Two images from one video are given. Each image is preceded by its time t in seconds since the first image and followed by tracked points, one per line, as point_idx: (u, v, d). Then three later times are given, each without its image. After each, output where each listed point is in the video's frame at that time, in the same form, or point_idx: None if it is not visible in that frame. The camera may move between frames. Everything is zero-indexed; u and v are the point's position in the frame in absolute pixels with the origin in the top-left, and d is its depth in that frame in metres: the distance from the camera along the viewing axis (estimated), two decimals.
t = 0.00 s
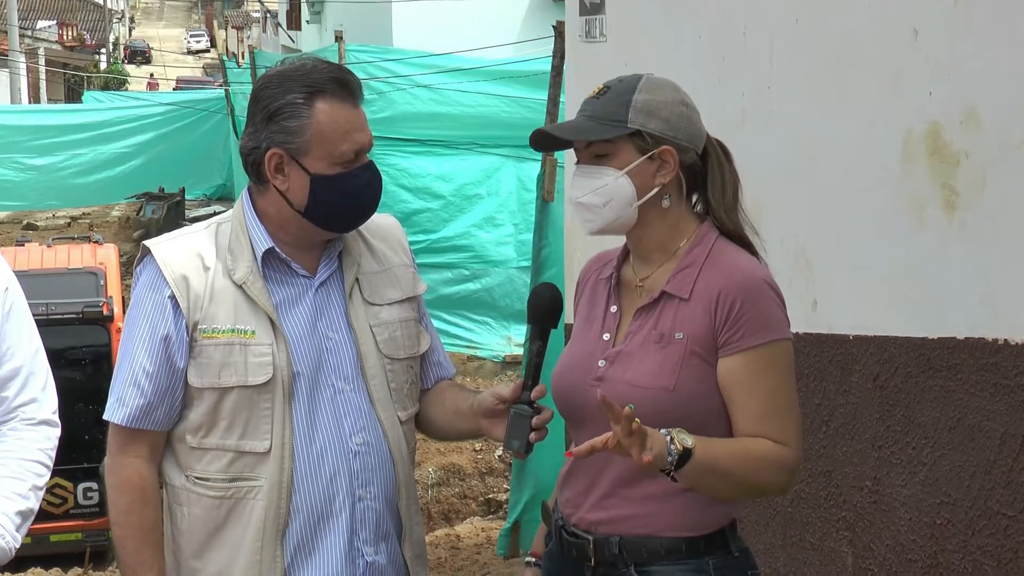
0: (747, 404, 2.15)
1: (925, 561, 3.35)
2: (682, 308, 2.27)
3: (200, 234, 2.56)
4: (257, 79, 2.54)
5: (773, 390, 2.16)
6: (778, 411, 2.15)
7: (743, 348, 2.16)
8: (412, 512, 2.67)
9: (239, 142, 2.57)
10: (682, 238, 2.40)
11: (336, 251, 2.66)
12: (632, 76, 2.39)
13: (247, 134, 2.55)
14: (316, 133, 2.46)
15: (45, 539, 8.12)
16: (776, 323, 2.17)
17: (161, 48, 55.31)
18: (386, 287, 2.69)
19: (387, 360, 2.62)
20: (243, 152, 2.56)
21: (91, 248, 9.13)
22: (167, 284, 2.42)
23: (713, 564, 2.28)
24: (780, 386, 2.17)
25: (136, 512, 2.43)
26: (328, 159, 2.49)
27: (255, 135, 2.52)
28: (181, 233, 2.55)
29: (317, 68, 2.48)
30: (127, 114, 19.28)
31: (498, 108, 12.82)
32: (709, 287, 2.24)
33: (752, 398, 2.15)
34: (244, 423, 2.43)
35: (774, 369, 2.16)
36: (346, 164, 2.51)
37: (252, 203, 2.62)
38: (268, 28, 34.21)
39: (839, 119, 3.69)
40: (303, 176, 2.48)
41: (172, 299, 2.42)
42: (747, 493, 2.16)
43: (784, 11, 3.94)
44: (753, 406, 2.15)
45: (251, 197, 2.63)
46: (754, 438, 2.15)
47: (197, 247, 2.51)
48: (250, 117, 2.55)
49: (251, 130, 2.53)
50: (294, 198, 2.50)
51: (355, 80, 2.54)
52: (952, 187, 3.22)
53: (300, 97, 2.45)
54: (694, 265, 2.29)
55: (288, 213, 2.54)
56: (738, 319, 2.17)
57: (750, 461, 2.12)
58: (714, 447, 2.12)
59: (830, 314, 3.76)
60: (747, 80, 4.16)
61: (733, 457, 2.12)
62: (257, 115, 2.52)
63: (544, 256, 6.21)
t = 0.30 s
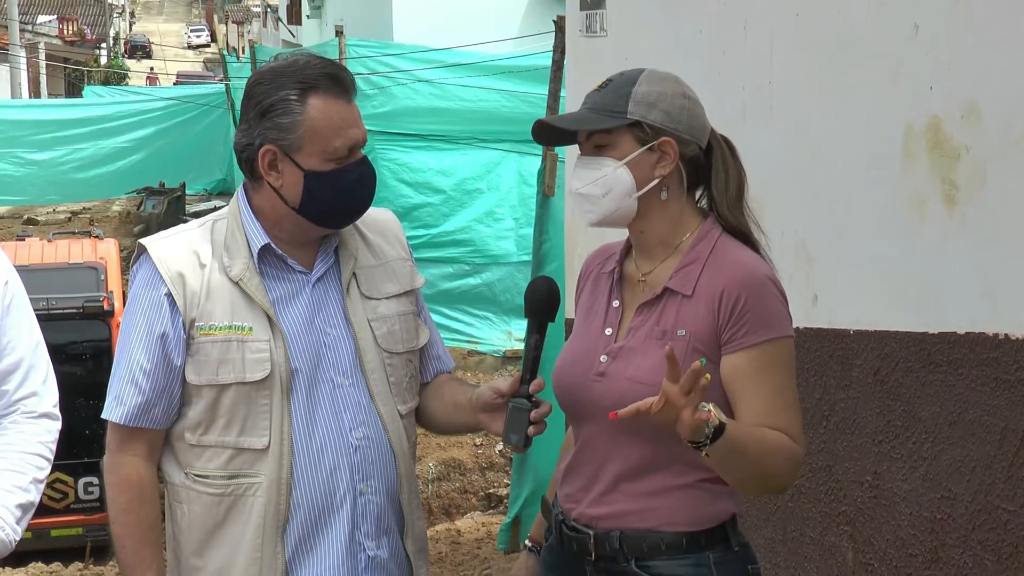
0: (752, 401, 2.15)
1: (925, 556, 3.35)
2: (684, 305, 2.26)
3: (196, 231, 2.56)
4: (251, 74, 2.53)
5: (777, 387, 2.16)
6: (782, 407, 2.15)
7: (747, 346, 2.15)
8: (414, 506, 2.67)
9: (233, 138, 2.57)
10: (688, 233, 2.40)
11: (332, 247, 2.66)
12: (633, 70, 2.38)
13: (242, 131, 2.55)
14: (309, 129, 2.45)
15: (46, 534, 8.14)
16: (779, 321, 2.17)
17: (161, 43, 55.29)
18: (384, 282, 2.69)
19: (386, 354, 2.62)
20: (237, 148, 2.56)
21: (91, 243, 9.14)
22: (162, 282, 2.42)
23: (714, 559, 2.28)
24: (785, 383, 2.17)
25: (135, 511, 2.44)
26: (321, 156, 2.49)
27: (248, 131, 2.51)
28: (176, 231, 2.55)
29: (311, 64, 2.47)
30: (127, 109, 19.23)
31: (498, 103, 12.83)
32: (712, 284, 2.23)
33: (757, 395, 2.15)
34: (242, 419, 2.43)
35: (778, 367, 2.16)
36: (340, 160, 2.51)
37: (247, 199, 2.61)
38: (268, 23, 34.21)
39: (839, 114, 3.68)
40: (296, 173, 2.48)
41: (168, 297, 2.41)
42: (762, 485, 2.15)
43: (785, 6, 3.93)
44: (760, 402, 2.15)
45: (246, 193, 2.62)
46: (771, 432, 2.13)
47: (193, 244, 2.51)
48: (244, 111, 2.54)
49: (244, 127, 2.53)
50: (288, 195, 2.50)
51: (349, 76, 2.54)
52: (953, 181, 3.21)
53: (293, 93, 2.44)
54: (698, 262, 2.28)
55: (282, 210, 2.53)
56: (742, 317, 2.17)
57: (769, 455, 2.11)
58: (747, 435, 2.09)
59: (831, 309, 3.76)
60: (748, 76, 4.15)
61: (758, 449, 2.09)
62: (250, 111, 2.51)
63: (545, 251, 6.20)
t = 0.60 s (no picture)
0: (753, 404, 2.15)
1: (927, 555, 3.35)
2: (688, 306, 2.26)
3: (195, 229, 2.56)
4: (248, 75, 2.53)
5: (779, 389, 2.15)
6: (784, 410, 2.15)
7: (750, 348, 2.15)
8: (415, 504, 2.67)
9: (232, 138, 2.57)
10: (694, 232, 2.39)
11: (333, 245, 2.66)
12: (630, 73, 2.37)
13: (241, 130, 2.55)
14: (308, 128, 2.45)
15: (48, 532, 8.15)
16: (783, 322, 2.16)
17: (163, 41, 55.28)
18: (385, 279, 2.68)
19: (387, 351, 2.62)
20: (236, 148, 2.55)
21: (93, 242, 9.15)
22: (163, 279, 2.41)
23: (714, 558, 2.28)
24: (788, 387, 2.16)
25: (136, 509, 2.44)
26: (321, 154, 2.48)
27: (248, 131, 2.51)
28: (176, 229, 2.55)
29: (308, 63, 2.47)
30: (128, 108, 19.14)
31: (499, 102, 12.79)
32: (716, 286, 2.23)
33: (758, 398, 2.14)
34: (242, 417, 2.43)
35: (781, 369, 2.15)
36: (340, 157, 2.50)
37: (247, 197, 2.61)
38: (269, 21, 34.21)
39: (839, 112, 3.68)
40: (296, 171, 2.47)
41: (169, 295, 2.41)
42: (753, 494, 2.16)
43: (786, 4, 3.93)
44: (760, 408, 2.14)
45: (246, 190, 2.61)
46: (765, 440, 2.13)
47: (194, 243, 2.51)
48: (243, 112, 2.54)
49: (244, 126, 2.53)
50: (288, 194, 2.50)
51: (348, 74, 2.53)
52: (954, 179, 3.21)
53: (293, 92, 2.44)
54: (702, 262, 2.28)
55: (283, 209, 2.53)
56: (746, 319, 2.16)
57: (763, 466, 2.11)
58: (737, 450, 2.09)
59: (832, 308, 3.75)
60: (750, 74, 4.14)
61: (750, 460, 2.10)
62: (249, 110, 2.51)
63: (546, 250, 6.18)
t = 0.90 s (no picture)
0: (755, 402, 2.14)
1: (931, 556, 3.34)
2: (689, 305, 2.25)
3: (198, 229, 2.55)
4: (253, 74, 2.53)
5: (783, 388, 2.14)
6: (788, 409, 2.14)
7: (751, 347, 2.14)
8: (418, 505, 2.66)
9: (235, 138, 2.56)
10: (694, 234, 2.38)
11: (335, 245, 2.66)
12: (642, 71, 2.37)
13: (244, 130, 2.54)
14: (311, 129, 2.45)
15: (53, 533, 8.15)
16: (783, 322, 2.16)
17: (167, 42, 55.36)
18: (388, 279, 2.68)
19: (390, 351, 2.61)
20: (240, 149, 2.55)
21: (98, 242, 9.16)
22: (166, 279, 2.41)
23: (720, 559, 2.27)
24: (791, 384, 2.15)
25: (139, 509, 2.43)
26: (325, 155, 2.48)
27: (251, 132, 2.51)
28: (178, 228, 2.55)
29: (314, 63, 2.47)
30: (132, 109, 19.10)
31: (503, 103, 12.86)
32: (719, 285, 2.22)
33: (761, 397, 2.13)
34: (246, 417, 2.42)
35: (785, 368, 2.15)
36: (344, 158, 2.50)
37: (250, 198, 2.61)
38: (273, 22, 34.27)
39: (843, 113, 3.68)
40: (300, 172, 2.47)
41: (172, 295, 2.41)
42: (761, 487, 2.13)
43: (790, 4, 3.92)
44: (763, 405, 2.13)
45: (249, 191, 2.61)
46: (772, 433, 2.11)
47: (196, 242, 2.51)
48: (246, 112, 2.54)
49: (248, 127, 2.52)
50: (291, 194, 2.49)
51: (351, 75, 2.53)
52: (958, 180, 3.22)
53: (297, 93, 2.44)
54: (703, 262, 2.27)
55: (286, 209, 2.52)
56: (746, 317, 2.16)
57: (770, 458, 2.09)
58: (748, 436, 2.08)
59: (836, 309, 3.71)
60: (753, 75, 4.13)
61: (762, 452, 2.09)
62: (252, 111, 2.51)
63: (550, 251, 6.15)
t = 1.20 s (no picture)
0: (755, 402, 2.14)
1: (931, 556, 3.34)
2: (692, 306, 2.25)
3: (197, 229, 2.55)
4: (251, 76, 2.53)
5: (784, 390, 2.14)
6: (790, 410, 2.14)
7: (754, 348, 2.14)
8: (417, 504, 2.66)
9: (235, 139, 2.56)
10: (699, 233, 2.38)
11: (335, 245, 2.66)
12: (639, 75, 2.37)
13: (244, 130, 2.54)
14: (311, 128, 2.45)
15: (52, 532, 8.15)
16: (785, 324, 2.15)
17: (167, 41, 55.34)
18: (387, 279, 2.68)
19: (389, 351, 2.61)
20: (240, 149, 2.55)
21: (98, 242, 9.17)
22: (165, 279, 2.41)
23: (719, 559, 2.27)
24: (791, 386, 2.15)
25: (138, 509, 2.43)
26: (325, 154, 2.48)
27: (250, 131, 2.50)
28: (177, 228, 2.54)
29: (311, 63, 2.47)
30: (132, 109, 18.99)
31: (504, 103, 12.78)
32: (720, 286, 2.22)
33: (762, 397, 2.13)
34: (245, 417, 2.42)
35: (786, 369, 2.14)
36: (343, 158, 2.50)
37: (249, 198, 2.61)
38: (273, 22, 34.29)
39: (843, 113, 3.67)
40: (300, 171, 2.47)
41: (171, 295, 2.41)
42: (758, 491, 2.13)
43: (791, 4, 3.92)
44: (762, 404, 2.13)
45: (248, 191, 2.61)
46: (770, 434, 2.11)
47: (195, 243, 2.51)
48: (244, 113, 2.54)
49: (247, 127, 2.52)
50: (291, 193, 2.49)
51: (350, 74, 2.53)
52: (958, 180, 3.22)
53: (296, 92, 2.44)
54: (706, 263, 2.27)
55: (286, 208, 2.52)
56: (749, 318, 2.16)
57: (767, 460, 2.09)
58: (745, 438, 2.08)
59: (837, 307, 3.70)
60: (753, 75, 4.13)
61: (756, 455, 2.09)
62: (251, 111, 2.51)
63: (551, 250, 6.15)
